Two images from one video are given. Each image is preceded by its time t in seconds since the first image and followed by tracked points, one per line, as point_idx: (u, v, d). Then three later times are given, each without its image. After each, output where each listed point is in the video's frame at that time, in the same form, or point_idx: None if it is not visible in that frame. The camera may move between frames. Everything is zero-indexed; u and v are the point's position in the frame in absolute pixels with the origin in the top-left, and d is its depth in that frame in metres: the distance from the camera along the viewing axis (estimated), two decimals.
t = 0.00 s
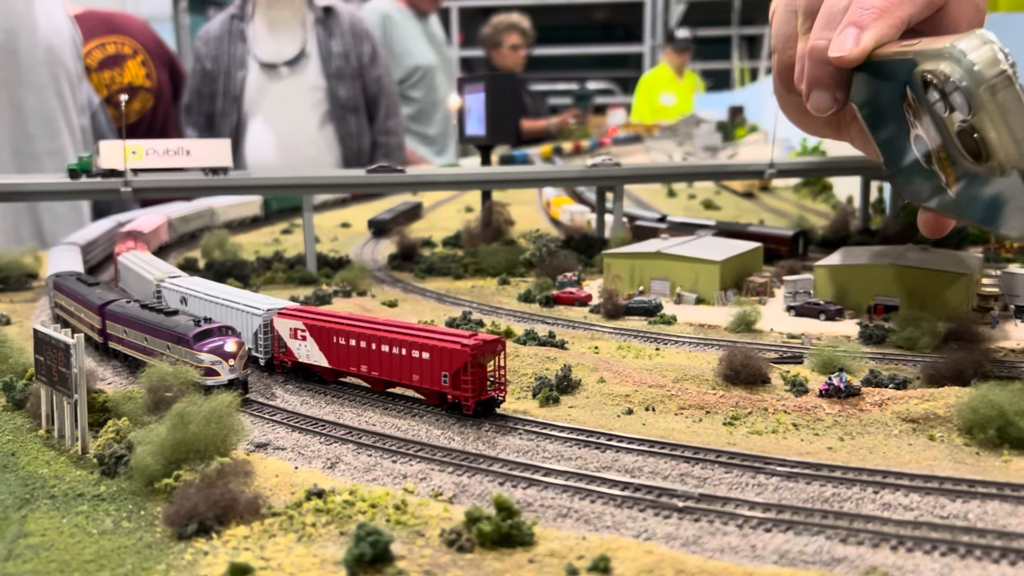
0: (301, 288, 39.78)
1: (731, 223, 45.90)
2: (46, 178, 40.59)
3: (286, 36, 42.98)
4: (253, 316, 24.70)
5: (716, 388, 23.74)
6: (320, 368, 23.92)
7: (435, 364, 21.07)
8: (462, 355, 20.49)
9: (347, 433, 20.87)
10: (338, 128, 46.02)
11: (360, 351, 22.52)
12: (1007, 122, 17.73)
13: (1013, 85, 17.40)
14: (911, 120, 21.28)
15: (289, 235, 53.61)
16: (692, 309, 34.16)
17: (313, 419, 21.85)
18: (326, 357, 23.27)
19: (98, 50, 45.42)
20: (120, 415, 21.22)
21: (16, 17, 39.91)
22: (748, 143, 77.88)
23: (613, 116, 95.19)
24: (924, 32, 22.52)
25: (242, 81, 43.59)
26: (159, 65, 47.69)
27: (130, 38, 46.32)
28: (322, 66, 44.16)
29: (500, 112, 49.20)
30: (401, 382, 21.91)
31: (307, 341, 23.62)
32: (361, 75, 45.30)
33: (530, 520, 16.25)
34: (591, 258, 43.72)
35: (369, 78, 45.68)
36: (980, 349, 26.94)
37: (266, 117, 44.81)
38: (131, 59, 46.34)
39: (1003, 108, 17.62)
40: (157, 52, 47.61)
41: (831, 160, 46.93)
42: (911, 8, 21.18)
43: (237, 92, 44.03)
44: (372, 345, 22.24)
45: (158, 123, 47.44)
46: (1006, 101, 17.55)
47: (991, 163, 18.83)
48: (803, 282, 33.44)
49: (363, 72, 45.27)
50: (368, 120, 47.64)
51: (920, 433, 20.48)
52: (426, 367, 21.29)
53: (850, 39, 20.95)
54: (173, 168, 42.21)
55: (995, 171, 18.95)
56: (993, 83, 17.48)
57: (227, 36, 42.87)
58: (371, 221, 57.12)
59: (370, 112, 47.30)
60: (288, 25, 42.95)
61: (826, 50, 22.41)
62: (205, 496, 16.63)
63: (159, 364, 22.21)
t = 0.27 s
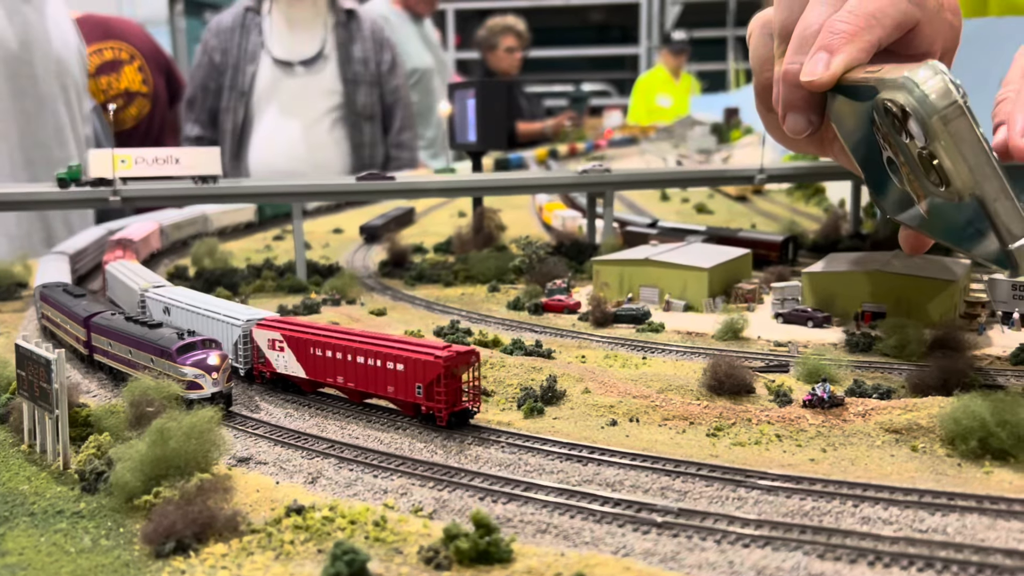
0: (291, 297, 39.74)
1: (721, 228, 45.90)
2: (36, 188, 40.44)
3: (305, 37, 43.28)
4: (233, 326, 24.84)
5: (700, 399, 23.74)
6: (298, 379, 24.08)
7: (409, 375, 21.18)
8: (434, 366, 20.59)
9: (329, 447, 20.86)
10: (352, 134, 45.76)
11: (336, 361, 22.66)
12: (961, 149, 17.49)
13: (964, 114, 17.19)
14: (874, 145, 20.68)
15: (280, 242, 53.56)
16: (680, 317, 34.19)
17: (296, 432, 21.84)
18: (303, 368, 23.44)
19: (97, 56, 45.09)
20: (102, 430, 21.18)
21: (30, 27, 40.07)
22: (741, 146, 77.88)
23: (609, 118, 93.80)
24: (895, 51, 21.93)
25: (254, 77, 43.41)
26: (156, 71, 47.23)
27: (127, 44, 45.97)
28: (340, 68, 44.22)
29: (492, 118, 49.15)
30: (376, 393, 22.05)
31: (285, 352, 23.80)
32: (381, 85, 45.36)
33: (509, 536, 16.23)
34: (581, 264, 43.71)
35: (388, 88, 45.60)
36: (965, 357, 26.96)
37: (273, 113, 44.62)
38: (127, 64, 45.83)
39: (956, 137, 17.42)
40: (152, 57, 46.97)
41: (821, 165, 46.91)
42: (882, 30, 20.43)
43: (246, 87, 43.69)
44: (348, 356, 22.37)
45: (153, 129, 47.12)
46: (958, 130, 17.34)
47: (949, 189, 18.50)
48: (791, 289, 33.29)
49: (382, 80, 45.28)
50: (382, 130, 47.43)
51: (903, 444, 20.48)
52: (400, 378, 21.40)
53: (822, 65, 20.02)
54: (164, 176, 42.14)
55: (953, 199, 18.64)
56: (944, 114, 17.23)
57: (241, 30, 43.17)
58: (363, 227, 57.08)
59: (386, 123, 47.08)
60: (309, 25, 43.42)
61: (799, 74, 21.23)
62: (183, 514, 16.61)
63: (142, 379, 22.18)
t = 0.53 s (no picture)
0: (286, 300, 39.63)
1: (716, 229, 45.92)
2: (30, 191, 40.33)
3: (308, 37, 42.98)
4: (220, 329, 24.97)
5: (692, 401, 23.73)
6: (287, 381, 24.26)
7: (396, 378, 21.35)
8: (420, 369, 20.73)
9: (321, 451, 20.82)
10: (355, 138, 46.12)
11: (324, 364, 22.84)
12: (935, 150, 17.46)
13: (937, 117, 17.19)
14: (857, 152, 20.73)
15: (276, 244, 53.48)
16: (674, 318, 34.22)
17: (288, 436, 21.81)
18: (291, 370, 23.63)
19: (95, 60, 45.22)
20: (92, 434, 21.14)
21: (25, 34, 40.17)
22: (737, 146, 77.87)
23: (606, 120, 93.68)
24: (877, 56, 22.13)
25: (252, 73, 43.10)
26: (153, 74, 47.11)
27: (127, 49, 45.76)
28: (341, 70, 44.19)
29: (487, 120, 49.11)
30: (363, 396, 22.23)
31: (273, 355, 23.96)
32: (388, 87, 45.38)
33: (499, 540, 16.19)
34: (575, 265, 43.70)
35: (392, 90, 45.70)
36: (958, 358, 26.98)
37: (272, 119, 44.54)
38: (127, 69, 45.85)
39: (931, 141, 17.38)
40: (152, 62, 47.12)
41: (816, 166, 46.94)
42: (863, 36, 20.45)
43: (244, 84, 43.41)
44: (336, 359, 22.54)
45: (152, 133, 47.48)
46: (933, 134, 17.33)
47: (928, 192, 18.40)
48: (784, 290, 32.83)
49: (387, 83, 45.28)
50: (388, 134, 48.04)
51: (895, 445, 20.46)
52: (387, 381, 21.56)
53: (804, 73, 19.98)
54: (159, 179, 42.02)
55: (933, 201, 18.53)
56: (917, 117, 17.31)
57: (240, 24, 43.21)
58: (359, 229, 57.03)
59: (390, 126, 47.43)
60: (315, 24, 43.03)
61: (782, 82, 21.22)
62: (173, 519, 16.57)
63: (134, 383, 22.14)
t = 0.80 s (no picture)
0: (276, 300, 39.42)
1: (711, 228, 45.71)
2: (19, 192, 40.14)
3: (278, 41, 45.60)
4: (203, 327, 24.89)
5: (682, 399, 23.53)
6: (266, 379, 24.19)
7: (370, 375, 21.29)
8: (394, 365, 20.66)
9: (306, 451, 20.60)
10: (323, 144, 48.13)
11: (300, 361, 22.78)
12: (936, 129, 17.28)
13: (939, 96, 16.98)
14: (851, 140, 20.62)
15: (269, 245, 53.29)
16: (667, 317, 34.02)
17: (274, 436, 21.58)
18: (269, 368, 23.57)
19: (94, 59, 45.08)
20: (76, 435, 20.91)
21: (11, 34, 39.86)
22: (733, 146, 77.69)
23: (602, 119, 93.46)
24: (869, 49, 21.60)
25: (217, 80, 45.54)
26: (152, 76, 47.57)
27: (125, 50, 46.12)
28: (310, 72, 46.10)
29: (479, 120, 49.01)
30: (339, 393, 22.17)
31: (252, 352, 23.90)
32: (357, 90, 47.26)
33: (483, 540, 15.98)
34: (569, 265, 43.49)
35: (362, 94, 47.57)
36: (952, 355, 26.78)
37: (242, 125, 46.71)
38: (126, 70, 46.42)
39: (932, 121, 17.21)
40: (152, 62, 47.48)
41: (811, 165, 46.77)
42: (856, 26, 20.30)
43: (209, 93, 45.93)
44: (311, 355, 22.49)
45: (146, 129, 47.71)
46: (934, 113, 17.12)
47: (929, 172, 18.28)
48: (778, 288, 33.08)
49: (355, 86, 47.14)
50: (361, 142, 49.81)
51: (886, 443, 20.25)
52: (361, 377, 21.51)
53: (799, 64, 19.86)
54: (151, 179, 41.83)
55: (934, 182, 18.39)
56: (917, 97, 17.11)
57: (206, 29, 45.21)
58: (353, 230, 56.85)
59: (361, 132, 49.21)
60: (281, 21, 45.40)
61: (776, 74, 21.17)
62: (154, 520, 16.35)
63: (118, 383, 21.90)
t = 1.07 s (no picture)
0: (269, 303, 39.27)
1: (706, 230, 45.54)
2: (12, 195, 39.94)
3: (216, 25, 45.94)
4: (185, 330, 25.02)
5: (674, 403, 23.36)
6: (247, 383, 24.20)
7: (349, 378, 21.32)
8: (373, 369, 20.69)
9: (293, 457, 20.39)
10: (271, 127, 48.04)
11: (280, 365, 22.78)
12: (913, 118, 16.22)
13: (917, 83, 15.96)
14: (833, 133, 19.57)
15: (264, 247, 53.14)
16: (661, 319, 33.85)
17: (260, 442, 21.37)
18: (250, 372, 23.58)
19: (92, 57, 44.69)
20: (60, 442, 20.74)
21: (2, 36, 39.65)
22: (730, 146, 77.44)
23: (600, 120, 93.31)
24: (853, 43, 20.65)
25: (162, 76, 45.90)
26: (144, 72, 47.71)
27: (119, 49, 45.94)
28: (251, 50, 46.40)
29: (472, 121, 48.84)
30: (318, 397, 22.21)
31: (233, 356, 23.92)
32: (300, 65, 47.46)
33: (468, 549, 15.78)
34: (563, 267, 43.32)
35: (307, 70, 47.67)
36: (946, 358, 26.61)
37: (189, 117, 47.03)
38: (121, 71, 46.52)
39: (909, 109, 16.16)
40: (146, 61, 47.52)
41: (806, 167, 46.57)
42: (840, 19, 19.23)
43: (152, 87, 46.00)
44: (291, 360, 22.49)
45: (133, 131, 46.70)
46: (912, 101, 16.09)
47: (909, 163, 17.15)
48: (772, 290, 32.57)
49: (298, 60, 47.33)
50: (312, 121, 49.37)
51: (878, 448, 20.08)
52: (341, 381, 21.54)
53: (782, 57, 18.91)
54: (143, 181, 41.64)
55: (913, 174, 17.29)
56: (895, 85, 16.10)
57: (154, 27, 45.39)
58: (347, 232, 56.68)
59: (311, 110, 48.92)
60: (216, 7, 45.86)
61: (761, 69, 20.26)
62: (135, 529, 16.15)
63: (104, 389, 21.70)
